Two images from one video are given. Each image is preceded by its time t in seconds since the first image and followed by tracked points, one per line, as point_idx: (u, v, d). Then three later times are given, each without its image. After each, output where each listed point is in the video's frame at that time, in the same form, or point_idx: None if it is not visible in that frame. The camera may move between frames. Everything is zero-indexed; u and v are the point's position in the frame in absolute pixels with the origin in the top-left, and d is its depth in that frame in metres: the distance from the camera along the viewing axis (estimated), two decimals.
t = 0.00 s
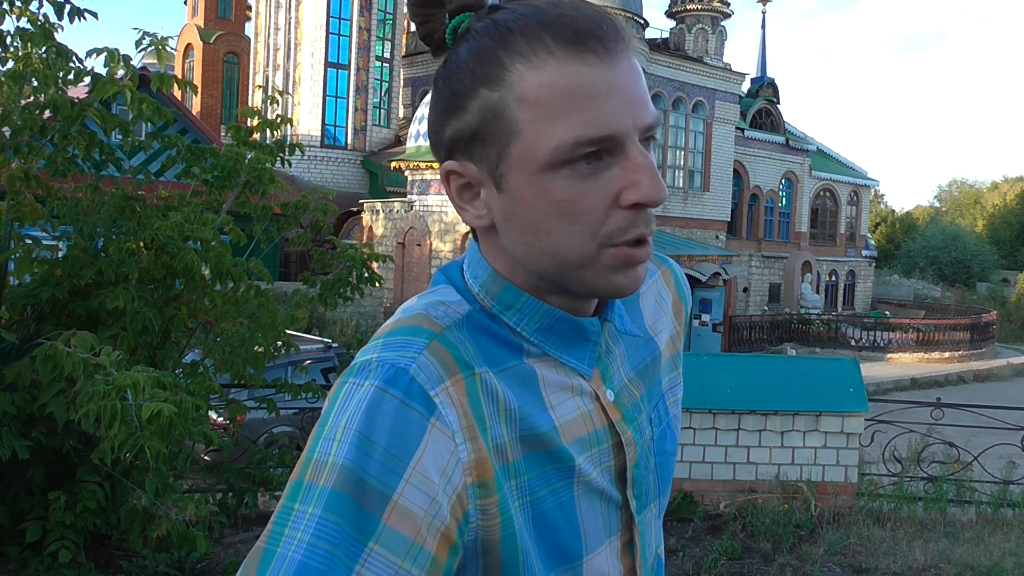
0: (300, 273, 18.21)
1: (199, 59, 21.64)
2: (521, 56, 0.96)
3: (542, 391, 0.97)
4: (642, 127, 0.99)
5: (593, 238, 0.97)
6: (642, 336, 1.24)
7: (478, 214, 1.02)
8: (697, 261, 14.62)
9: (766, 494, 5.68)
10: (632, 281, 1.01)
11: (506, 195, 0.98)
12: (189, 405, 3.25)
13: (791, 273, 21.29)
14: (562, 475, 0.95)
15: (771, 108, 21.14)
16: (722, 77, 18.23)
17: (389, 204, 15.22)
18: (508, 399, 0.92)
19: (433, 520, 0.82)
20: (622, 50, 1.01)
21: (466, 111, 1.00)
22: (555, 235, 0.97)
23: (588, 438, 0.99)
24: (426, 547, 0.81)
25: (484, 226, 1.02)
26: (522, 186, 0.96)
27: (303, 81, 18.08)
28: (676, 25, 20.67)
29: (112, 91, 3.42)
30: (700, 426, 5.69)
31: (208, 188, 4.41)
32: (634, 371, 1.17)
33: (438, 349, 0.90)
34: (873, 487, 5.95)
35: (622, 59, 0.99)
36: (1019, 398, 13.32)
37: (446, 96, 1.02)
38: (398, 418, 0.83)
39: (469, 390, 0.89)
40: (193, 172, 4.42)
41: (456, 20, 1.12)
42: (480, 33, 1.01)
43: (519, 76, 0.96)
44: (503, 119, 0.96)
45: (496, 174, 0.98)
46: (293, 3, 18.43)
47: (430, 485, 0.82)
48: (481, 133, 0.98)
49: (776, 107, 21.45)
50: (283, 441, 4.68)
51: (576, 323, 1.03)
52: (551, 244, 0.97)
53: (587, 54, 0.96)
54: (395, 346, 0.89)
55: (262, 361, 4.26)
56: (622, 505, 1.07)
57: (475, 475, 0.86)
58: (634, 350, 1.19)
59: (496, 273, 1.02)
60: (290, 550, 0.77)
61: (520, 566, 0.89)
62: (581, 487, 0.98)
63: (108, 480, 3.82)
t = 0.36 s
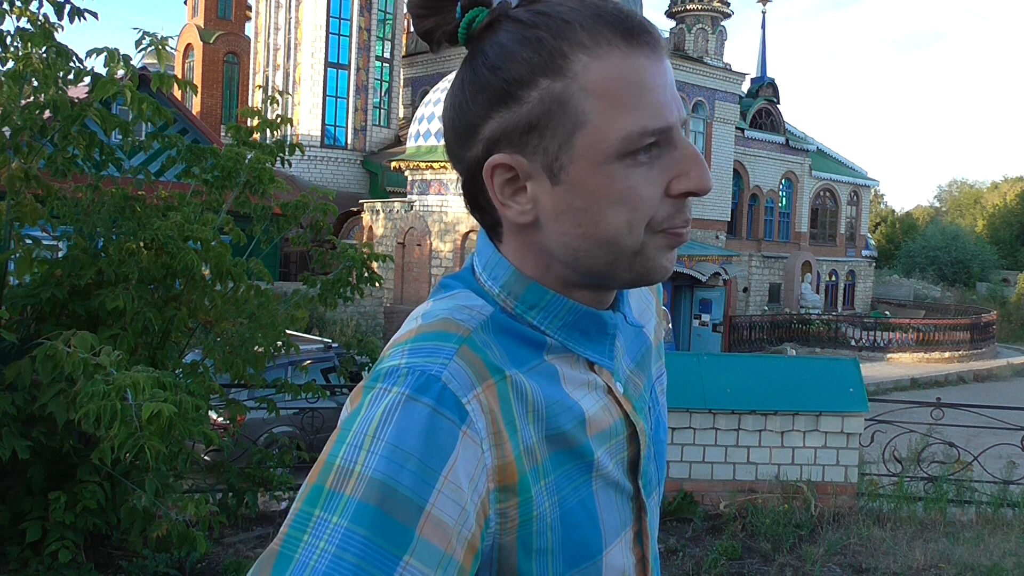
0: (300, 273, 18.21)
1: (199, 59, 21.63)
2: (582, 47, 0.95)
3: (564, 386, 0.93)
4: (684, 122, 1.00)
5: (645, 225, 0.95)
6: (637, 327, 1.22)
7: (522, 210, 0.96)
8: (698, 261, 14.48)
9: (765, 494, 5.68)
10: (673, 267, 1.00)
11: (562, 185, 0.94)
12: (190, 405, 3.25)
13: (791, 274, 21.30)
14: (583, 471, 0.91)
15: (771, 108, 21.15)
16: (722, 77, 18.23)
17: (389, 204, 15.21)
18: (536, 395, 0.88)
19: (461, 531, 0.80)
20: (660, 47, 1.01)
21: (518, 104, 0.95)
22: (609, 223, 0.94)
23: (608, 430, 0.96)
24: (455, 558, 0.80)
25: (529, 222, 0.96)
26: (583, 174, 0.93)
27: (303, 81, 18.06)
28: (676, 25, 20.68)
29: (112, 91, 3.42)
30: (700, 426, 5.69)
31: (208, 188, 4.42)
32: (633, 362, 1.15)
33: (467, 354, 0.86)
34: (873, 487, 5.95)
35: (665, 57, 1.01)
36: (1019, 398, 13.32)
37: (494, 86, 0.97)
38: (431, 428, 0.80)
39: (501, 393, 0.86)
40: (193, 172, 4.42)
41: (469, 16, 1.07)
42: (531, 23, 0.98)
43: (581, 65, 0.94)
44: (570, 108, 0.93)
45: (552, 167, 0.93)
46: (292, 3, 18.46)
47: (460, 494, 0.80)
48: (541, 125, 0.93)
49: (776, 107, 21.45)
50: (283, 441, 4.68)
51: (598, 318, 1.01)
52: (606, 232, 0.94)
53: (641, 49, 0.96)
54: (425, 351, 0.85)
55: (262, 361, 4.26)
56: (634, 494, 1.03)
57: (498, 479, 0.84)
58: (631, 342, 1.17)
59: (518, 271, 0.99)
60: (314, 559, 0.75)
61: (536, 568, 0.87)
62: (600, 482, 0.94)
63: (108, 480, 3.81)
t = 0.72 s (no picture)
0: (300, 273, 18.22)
1: (199, 59, 21.65)
2: (589, 43, 0.95)
3: (567, 383, 0.92)
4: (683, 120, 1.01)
5: (647, 223, 0.95)
6: (628, 322, 1.22)
7: (523, 207, 0.95)
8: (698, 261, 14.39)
9: (765, 494, 5.68)
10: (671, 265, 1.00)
11: (564, 183, 0.93)
12: (190, 405, 3.25)
13: (791, 274, 21.29)
14: (587, 467, 0.91)
15: (771, 108, 21.16)
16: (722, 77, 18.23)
17: (389, 204, 15.23)
18: (542, 391, 0.87)
19: (470, 532, 0.78)
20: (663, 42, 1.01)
21: (523, 98, 0.95)
22: (614, 221, 0.93)
23: (611, 425, 0.96)
24: (464, 560, 0.78)
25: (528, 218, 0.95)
26: (585, 172, 0.92)
27: (303, 81, 18.07)
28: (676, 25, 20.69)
29: (112, 91, 3.42)
30: (700, 426, 5.68)
31: (208, 188, 4.42)
32: (628, 357, 1.15)
33: (473, 353, 0.85)
34: (873, 487, 5.95)
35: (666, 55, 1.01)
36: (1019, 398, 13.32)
37: (496, 79, 0.97)
38: (438, 426, 0.78)
39: (508, 391, 0.85)
40: (193, 172, 4.42)
41: (467, 8, 1.08)
42: (534, 17, 0.98)
43: (588, 61, 0.94)
44: (577, 104, 0.93)
45: (555, 163, 0.93)
46: (292, 3, 18.51)
47: (468, 495, 0.78)
48: (546, 120, 0.93)
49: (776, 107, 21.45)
50: (283, 441, 4.68)
51: (594, 315, 1.00)
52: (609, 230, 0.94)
53: (645, 46, 0.97)
54: (430, 350, 0.83)
55: (262, 361, 4.26)
56: (633, 489, 1.03)
57: (504, 478, 0.83)
58: (624, 336, 1.17)
59: (515, 270, 0.97)
60: (319, 562, 0.73)
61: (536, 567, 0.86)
62: (601, 477, 0.94)
63: (108, 480, 3.81)
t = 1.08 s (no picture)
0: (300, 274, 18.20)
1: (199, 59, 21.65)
2: (550, 45, 0.94)
3: (544, 373, 0.91)
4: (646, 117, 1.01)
5: (610, 226, 0.95)
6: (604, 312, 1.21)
7: (486, 211, 0.95)
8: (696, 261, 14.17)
9: (765, 494, 5.68)
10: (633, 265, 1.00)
11: (528, 186, 0.93)
12: (190, 405, 3.25)
13: (791, 274, 21.29)
14: (573, 456, 0.90)
15: (771, 108, 21.16)
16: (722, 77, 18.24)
17: (389, 204, 15.25)
18: (517, 378, 0.87)
19: (447, 529, 0.78)
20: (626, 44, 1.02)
21: (486, 103, 0.94)
22: (579, 225, 0.93)
23: (594, 412, 0.95)
24: (443, 558, 0.78)
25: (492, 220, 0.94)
26: (549, 177, 0.92)
27: (303, 81, 18.07)
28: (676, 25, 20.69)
29: (113, 91, 3.42)
30: (700, 426, 5.69)
31: (208, 188, 4.42)
32: (607, 346, 1.14)
33: (442, 349, 0.84)
34: (873, 487, 5.95)
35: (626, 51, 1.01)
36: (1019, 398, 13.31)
37: (459, 81, 0.95)
38: (406, 427, 0.78)
39: (481, 386, 0.84)
40: (193, 172, 4.42)
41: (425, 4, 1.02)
42: (495, 17, 0.96)
43: (549, 62, 0.93)
44: (539, 108, 0.93)
45: (518, 168, 0.92)
46: (293, 3, 18.54)
47: (442, 492, 0.78)
48: (509, 124, 0.92)
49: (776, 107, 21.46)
50: (283, 441, 4.67)
51: (567, 310, 1.00)
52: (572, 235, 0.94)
53: (604, 46, 0.97)
54: (397, 351, 0.83)
55: (262, 361, 4.27)
56: (628, 474, 1.02)
57: (484, 474, 0.82)
58: (602, 326, 1.16)
59: (480, 270, 0.97)
60: (289, 566, 0.74)
61: (531, 560, 0.85)
62: (591, 463, 0.93)
63: (108, 480, 3.81)
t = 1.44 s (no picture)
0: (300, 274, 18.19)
1: (199, 59, 21.66)
2: (533, 50, 0.95)
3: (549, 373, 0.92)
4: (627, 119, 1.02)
5: (595, 231, 0.95)
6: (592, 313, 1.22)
7: (472, 214, 0.94)
8: (696, 260, 14.18)
9: (766, 494, 5.69)
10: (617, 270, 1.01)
11: (514, 188, 0.92)
12: (190, 405, 3.25)
13: (791, 274, 21.29)
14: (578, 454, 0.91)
15: (771, 108, 21.16)
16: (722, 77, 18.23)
17: (389, 204, 15.25)
18: (519, 370, 0.88)
19: (457, 527, 0.77)
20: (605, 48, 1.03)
21: (471, 105, 0.94)
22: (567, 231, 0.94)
23: (591, 407, 0.96)
24: (455, 556, 0.77)
25: (479, 223, 0.94)
26: (537, 180, 0.92)
27: (303, 81, 18.07)
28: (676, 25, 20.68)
29: (113, 91, 3.42)
30: (700, 426, 5.68)
31: (208, 188, 4.42)
32: (598, 347, 1.14)
33: (448, 349, 0.84)
34: (873, 488, 5.95)
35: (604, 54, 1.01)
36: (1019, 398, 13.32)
37: (441, 85, 0.96)
38: (413, 427, 0.77)
39: (490, 383, 0.84)
40: (193, 172, 4.42)
41: (404, 14, 1.06)
42: (478, 22, 0.97)
43: (532, 65, 0.94)
44: (525, 111, 0.93)
45: (505, 170, 0.92)
46: (293, 3, 18.57)
47: (450, 491, 0.77)
48: (495, 127, 0.92)
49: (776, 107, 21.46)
50: (283, 441, 4.67)
51: (562, 310, 1.00)
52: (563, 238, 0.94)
53: (585, 51, 0.98)
54: (403, 353, 0.83)
55: (262, 361, 4.26)
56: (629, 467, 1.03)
57: (493, 469, 0.82)
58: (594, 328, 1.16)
59: (475, 277, 0.96)
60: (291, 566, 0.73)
61: (543, 556, 0.85)
62: (593, 455, 0.94)
63: (108, 480, 3.82)
